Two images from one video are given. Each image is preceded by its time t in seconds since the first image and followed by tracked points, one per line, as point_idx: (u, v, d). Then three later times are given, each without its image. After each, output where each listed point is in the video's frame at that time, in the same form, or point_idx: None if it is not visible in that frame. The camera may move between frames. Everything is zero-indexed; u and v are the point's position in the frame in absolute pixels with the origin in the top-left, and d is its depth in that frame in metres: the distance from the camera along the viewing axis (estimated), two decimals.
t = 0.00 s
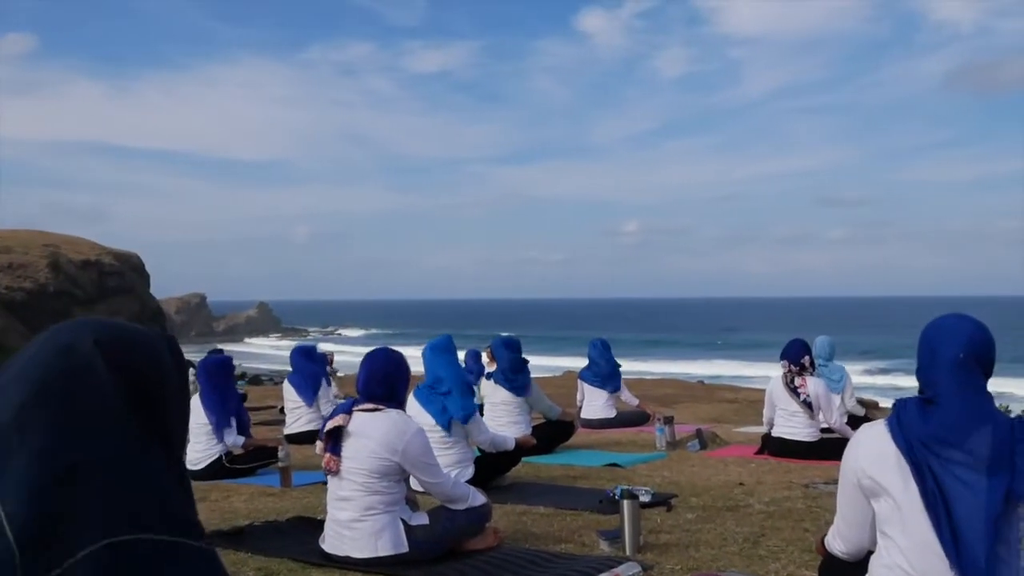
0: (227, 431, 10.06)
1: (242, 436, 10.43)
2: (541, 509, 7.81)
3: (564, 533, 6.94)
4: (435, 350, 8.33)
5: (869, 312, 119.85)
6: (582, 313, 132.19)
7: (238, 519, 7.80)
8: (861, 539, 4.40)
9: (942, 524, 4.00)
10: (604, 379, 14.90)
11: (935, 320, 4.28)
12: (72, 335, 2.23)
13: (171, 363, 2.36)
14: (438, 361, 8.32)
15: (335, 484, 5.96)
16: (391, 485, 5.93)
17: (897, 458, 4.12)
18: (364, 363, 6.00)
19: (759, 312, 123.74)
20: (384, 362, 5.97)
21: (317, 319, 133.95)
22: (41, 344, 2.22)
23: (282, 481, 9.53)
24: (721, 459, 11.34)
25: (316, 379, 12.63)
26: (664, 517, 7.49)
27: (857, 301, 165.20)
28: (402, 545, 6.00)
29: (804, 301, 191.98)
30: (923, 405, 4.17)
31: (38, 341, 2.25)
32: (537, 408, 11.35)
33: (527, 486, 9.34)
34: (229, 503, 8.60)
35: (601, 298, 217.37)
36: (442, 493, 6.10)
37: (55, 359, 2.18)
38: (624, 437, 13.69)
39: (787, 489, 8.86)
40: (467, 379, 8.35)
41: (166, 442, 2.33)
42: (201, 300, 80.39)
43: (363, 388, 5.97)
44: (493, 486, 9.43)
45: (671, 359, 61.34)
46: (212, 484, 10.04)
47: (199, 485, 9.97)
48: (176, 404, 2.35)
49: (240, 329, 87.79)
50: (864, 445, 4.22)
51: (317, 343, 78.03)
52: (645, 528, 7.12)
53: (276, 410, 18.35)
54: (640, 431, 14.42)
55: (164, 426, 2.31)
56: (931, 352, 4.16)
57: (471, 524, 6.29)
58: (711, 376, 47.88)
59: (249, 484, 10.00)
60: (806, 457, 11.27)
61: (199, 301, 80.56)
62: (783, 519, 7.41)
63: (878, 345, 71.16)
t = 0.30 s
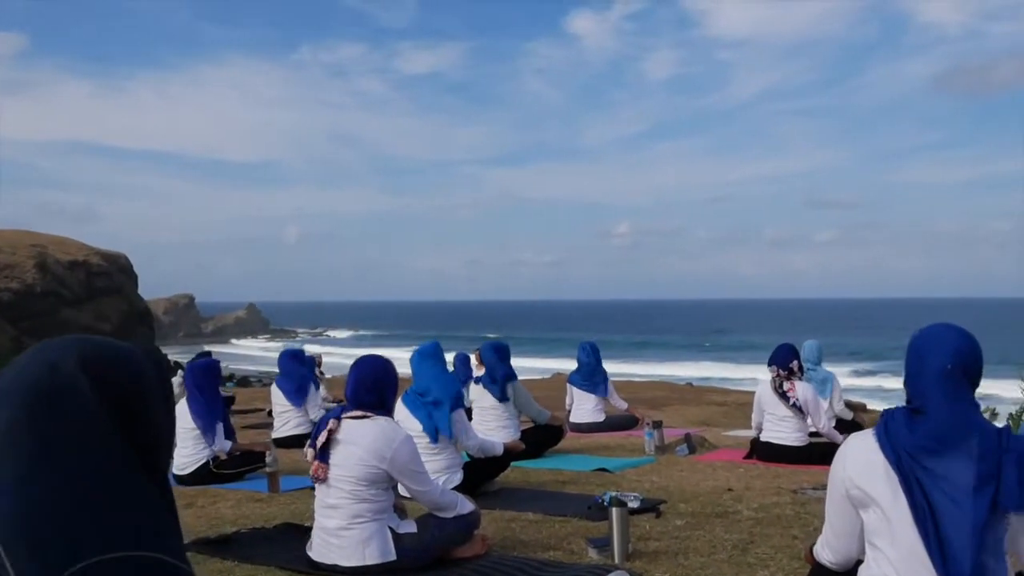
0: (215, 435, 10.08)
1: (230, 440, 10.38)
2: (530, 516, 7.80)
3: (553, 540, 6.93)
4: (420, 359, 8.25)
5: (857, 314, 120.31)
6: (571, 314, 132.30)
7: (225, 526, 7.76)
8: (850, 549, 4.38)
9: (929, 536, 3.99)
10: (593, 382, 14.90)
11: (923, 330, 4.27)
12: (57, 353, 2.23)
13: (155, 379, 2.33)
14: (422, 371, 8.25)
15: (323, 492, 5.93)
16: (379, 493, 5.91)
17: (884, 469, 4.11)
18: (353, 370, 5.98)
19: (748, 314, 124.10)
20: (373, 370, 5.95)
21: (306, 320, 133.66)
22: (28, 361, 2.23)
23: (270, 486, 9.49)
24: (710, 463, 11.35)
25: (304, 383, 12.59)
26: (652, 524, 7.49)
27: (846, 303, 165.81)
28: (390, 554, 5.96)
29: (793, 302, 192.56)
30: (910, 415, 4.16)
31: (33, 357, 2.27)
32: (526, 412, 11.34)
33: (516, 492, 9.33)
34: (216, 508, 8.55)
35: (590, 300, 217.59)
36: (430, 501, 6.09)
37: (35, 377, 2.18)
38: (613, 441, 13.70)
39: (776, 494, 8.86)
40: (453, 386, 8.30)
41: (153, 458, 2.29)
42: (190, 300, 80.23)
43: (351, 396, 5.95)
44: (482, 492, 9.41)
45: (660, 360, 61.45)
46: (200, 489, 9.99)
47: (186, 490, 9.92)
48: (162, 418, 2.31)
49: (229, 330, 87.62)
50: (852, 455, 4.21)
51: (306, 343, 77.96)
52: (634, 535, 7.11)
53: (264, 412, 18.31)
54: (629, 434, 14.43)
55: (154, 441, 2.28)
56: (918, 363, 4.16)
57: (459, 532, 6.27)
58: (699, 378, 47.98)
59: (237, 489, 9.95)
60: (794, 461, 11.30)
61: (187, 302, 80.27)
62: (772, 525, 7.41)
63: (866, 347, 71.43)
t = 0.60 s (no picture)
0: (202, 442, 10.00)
1: (217, 447, 10.33)
2: (519, 522, 7.79)
3: (542, 548, 6.91)
4: (411, 364, 8.38)
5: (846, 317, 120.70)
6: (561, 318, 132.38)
7: (212, 534, 7.72)
8: (839, 557, 4.38)
9: (918, 544, 4.00)
10: (583, 387, 14.89)
11: (910, 339, 4.28)
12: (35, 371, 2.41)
13: (135, 393, 2.55)
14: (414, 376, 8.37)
15: (311, 501, 5.90)
16: (367, 501, 5.89)
17: (873, 478, 4.11)
18: (340, 378, 5.96)
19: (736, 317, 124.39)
20: (361, 378, 5.93)
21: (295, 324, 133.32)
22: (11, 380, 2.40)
23: (258, 493, 9.43)
24: (699, 468, 11.35)
25: (292, 389, 12.54)
26: (642, 530, 7.47)
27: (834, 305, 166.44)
28: (378, 562, 5.91)
29: (782, 305, 193.14)
30: (898, 424, 4.17)
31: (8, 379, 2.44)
32: (515, 417, 11.33)
33: (505, 498, 9.31)
34: (203, 516, 8.51)
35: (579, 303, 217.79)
36: (418, 509, 6.09)
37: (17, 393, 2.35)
38: (603, 445, 13.69)
39: (765, 499, 8.87)
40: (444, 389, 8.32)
41: (133, 469, 2.51)
42: (178, 304, 79.96)
43: (339, 404, 5.93)
44: (471, 498, 9.39)
45: (650, 363, 61.47)
46: (187, 497, 9.94)
47: (174, 498, 9.87)
48: (140, 432, 2.54)
49: (217, 334, 87.23)
50: (840, 464, 4.22)
51: (295, 347, 77.79)
52: (623, 541, 7.10)
53: (253, 417, 18.25)
54: (618, 439, 14.43)
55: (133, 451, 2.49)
56: (905, 372, 4.16)
57: (448, 540, 6.28)
58: (689, 381, 48.02)
59: (225, 496, 9.90)
60: (783, 466, 11.30)
61: (176, 306, 79.93)
62: (761, 531, 7.40)
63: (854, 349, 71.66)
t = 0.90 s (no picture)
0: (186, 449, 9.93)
1: (202, 454, 10.25)
2: (505, 530, 7.77)
3: (528, 556, 6.90)
4: (395, 370, 8.37)
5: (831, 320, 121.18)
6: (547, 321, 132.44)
7: (196, 544, 7.66)
8: (825, 568, 4.34)
9: (904, 554, 3.98)
10: (570, 392, 14.89)
11: (894, 350, 4.28)
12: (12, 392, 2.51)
13: (109, 414, 2.64)
14: (399, 382, 8.37)
15: (296, 511, 5.84)
16: (353, 511, 5.83)
17: (859, 488, 4.11)
18: (326, 388, 5.94)
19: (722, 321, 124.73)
20: (346, 387, 5.91)
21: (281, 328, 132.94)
22: None
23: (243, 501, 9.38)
24: (686, 474, 11.34)
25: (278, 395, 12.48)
26: (628, 538, 7.47)
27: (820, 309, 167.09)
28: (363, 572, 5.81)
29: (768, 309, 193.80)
30: (884, 435, 4.17)
31: None
32: (501, 424, 11.29)
33: (491, 505, 9.30)
34: (187, 525, 8.44)
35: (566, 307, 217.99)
36: (405, 523, 6.11)
37: None
38: (589, 451, 13.70)
39: (751, 506, 8.87)
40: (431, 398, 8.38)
41: (102, 486, 2.61)
42: (164, 307, 79.62)
43: (324, 414, 5.90)
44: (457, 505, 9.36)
45: (637, 367, 61.53)
46: (171, 505, 9.87)
47: (158, 506, 9.81)
48: (110, 451, 2.63)
49: (203, 338, 86.83)
50: (826, 474, 4.21)
51: (281, 351, 77.60)
52: (609, 549, 7.09)
53: (238, 423, 18.14)
54: (605, 445, 14.41)
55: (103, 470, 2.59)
56: (891, 382, 4.17)
57: (432, 551, 6.33)
58: (676, 384, 48.09)
59: (210, 504, 9.84)
60: (769, 472, 11.33)
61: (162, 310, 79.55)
62: (747, 539, 7.40)
63: (838, 353, 71.99)
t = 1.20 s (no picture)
0: (164, 458, 9.85)
1: (180, 463, 10.17)
2: (485, 540, 7.75)
3: (508, 566, 6.88)
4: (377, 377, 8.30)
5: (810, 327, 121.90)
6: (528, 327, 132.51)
7: (173, 554, 7.59)
8: None
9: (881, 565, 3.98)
10: (550, 399, 14.90)
11: (873, 363, 4.30)
12: None
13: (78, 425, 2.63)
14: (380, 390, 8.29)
15: (275, 521, 5.79)
16: (333, 522, 5.79)
17: (838, 499, 4.11)
18: (307, 398, 5.90)
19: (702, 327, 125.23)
20: (327, 398, 5.88)
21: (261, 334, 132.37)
22: None
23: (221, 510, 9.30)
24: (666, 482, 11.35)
25: (257, 402, 12.41)
26: (608, 547, 7.47)
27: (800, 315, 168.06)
28: None
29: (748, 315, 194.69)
30: (863, 446, 4.18)
31: None
32: (482, 432, 11.27)
33: (471, 514, 9.27)
34: (165, 535, 8.37)
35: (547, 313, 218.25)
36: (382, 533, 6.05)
37: None
38: (570, 459, 13.69)
39: (731, 515, 8.89)
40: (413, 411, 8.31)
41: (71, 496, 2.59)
42: (142, 313, 79.12)
43: (305, 424, 5.87)
44: (437, 514, 9.33)
45: (617, 374, 61.70)
46: (148, 514, 9.78)
47: (135, 515, 9.71)
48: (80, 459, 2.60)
49: (182, 344, 86.33)
50: (805, 484, 4.22)
51: (261, 358, 77.24)
52: (589, 559, 7.08)
53: (217, 431, 18.03)
54: (586, 452, 14.40)
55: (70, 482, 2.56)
56: (870, 394, 4.19)
57: (412, 562, 6.31)
58: (656, 391, 48.19)
59: (188, 513, 9.76)
60: (749, 479, 11.36)
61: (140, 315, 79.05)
62: (727, 548, 7.42)
63: (817, 359, 72.40)
